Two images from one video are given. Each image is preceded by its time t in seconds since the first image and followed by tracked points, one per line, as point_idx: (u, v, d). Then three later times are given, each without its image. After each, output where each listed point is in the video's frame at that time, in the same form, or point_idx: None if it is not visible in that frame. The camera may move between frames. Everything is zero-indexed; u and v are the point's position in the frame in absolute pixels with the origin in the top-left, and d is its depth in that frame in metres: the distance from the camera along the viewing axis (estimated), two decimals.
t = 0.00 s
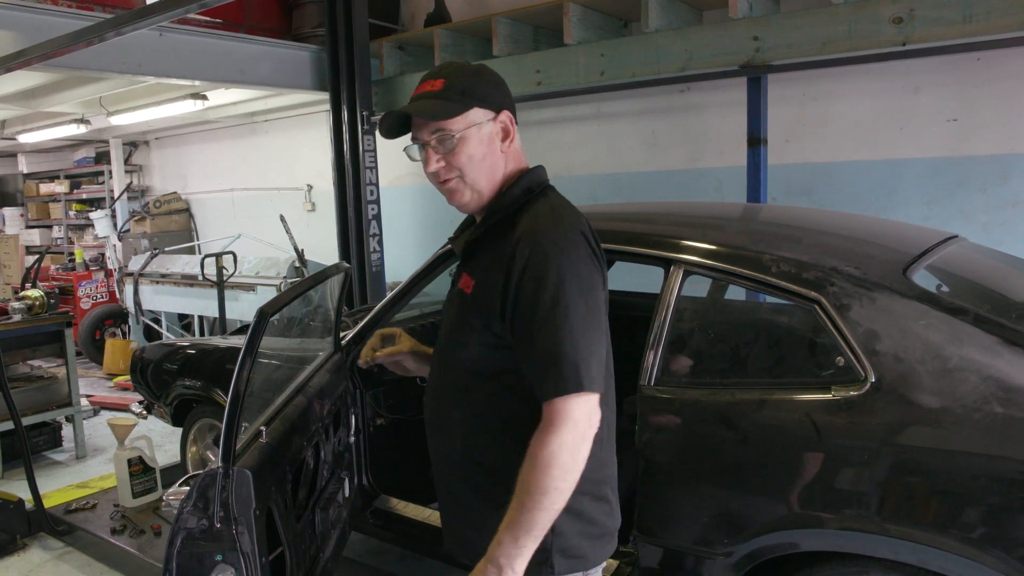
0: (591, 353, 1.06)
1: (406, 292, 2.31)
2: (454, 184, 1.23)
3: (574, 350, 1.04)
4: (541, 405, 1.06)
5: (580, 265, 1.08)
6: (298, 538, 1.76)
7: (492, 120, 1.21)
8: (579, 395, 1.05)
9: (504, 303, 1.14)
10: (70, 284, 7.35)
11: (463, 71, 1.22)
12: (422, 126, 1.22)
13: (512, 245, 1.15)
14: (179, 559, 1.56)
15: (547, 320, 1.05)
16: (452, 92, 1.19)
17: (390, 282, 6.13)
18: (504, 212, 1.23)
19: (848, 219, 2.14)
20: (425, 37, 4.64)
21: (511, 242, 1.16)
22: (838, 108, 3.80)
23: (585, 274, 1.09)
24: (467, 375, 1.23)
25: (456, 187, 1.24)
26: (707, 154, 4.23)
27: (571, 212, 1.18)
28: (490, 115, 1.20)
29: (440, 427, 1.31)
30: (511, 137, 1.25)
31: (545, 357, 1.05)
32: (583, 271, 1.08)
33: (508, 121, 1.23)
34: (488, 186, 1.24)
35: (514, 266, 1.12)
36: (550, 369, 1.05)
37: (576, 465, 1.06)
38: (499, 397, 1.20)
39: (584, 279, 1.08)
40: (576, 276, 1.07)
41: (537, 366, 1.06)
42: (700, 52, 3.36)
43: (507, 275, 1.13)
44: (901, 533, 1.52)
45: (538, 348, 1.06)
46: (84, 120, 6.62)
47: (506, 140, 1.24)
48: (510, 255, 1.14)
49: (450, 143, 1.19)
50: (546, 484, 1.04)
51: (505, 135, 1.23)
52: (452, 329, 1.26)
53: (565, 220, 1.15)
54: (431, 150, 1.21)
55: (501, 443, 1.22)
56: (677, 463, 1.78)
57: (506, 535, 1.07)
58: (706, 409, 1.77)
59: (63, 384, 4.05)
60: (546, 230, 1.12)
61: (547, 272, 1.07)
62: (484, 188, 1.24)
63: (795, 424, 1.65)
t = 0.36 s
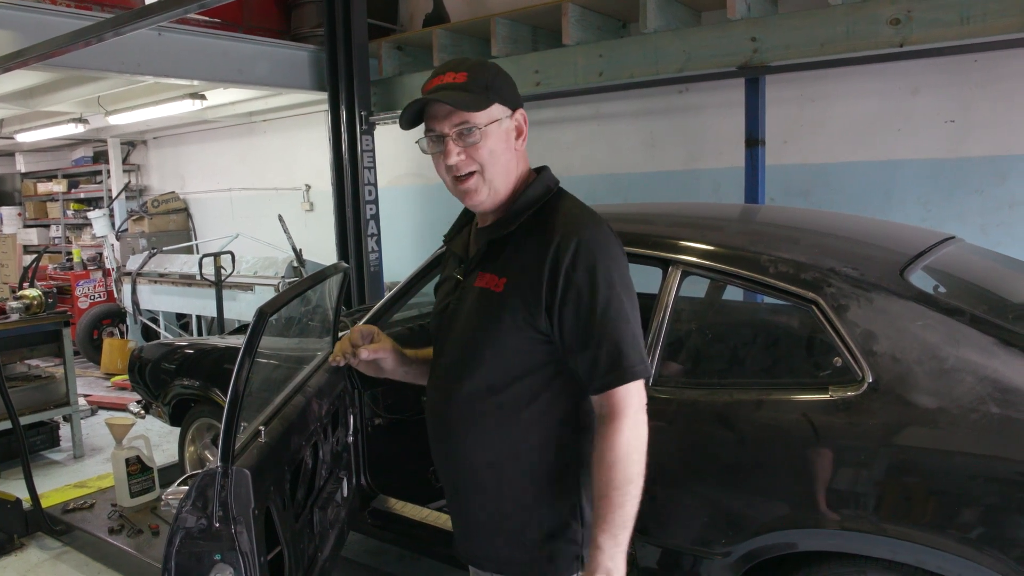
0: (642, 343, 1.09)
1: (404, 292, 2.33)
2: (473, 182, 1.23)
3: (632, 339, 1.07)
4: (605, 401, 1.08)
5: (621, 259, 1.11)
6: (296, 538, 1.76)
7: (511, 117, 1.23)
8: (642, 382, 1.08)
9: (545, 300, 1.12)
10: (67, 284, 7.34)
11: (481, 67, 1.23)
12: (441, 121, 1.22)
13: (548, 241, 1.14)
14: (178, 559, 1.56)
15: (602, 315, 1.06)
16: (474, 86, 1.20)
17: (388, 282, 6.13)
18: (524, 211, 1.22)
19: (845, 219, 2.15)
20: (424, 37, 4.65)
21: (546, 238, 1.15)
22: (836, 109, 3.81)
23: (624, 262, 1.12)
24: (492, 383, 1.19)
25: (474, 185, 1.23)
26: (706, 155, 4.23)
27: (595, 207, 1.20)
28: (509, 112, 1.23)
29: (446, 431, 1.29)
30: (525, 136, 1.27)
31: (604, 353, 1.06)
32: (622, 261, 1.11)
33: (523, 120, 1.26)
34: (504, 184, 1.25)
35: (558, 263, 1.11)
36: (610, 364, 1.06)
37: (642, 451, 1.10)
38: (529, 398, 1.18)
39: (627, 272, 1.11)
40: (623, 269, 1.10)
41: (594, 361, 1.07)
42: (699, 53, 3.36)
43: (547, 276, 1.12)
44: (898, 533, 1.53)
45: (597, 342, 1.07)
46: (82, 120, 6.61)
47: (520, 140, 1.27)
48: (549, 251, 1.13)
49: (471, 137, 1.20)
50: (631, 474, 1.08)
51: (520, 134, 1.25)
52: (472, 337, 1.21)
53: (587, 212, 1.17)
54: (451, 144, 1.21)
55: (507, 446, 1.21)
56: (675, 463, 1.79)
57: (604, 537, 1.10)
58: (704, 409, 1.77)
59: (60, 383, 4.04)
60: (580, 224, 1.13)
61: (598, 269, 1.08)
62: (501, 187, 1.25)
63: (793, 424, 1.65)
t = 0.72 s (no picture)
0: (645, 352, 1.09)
1: (403, 293, 2.32)
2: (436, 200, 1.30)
3: (637, 347, 1.07)
4: (611, 409, 1.08)
5: (624, 266, 1.10)
6: (295, 538, 1.77)
7: (451, 150, 1.19)
8: (648, 389, 1.08)
9: (547, 307, 1.12)
10: (66, 284, 7.34)
11: (438, 89, 1.19)
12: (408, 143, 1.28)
13: (549, 248, 1.13)
14: (177, 558, 1.57)
15: (605, 324, 1.06)
16: (416, 119, 1.20)
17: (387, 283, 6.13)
18: (508, 225, 1.23)
19: (843, 222, 2.15)
20: (423, 39, 4.66)
21: (547, 244, 1.15)
22: (834, 112, 3.82)
23: (628, 268, 1.12)
24: (494, 386, 1.20)
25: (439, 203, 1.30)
26: (704, 157, 4.24)
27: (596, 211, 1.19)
28: (448, 145, 1.18)
29: (447, 432, 1.29)
30: (477, 165, 1.20)
31: (608, 362, 1.06)
32: (626, 266, 1.11)
33: (470, 151, 1.18)
34: (461, 208, 1.26)
35: (559, 270, 1.10)
36: (615, 371, 1.06)
37: (647, 456, 1.11)
38: (532, 400, 1.18)
39: (630, 278, 1.10)
40: (625, 276, 1.10)
41: (600, 370, 1.07)
42: (697, 55, 3.38)
43: (548, 282, 1.11)
44: (895, 534, 1.54)
45: (601, 351, 1.06)
46: (81, 120, 6.60)
47: (474, 168, 1.20)
48: (550, 258, 1.12)
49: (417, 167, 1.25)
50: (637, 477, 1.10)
51: (467, 166, 1.20)
52: (473, 339, 1.21)
53: (589, 217, 1.17)
54: (413, 167, 1.28)
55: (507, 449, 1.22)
56: (672, 464, 1.79)
57: (612, 537, 1.12)
58: (702, 410, 1.78)
59: (58, 384, 4.04)
60: (581, 230, 1.13)
61: (600, 277, 1.07)
62: (460, 208, 1.27)
63: (790, 425, 1.66)
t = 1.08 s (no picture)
0: (555, 378, 1.08)
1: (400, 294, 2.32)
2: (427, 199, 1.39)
3: (543, 378, 1.07)
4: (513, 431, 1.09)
5: (544, 288, 1.10)
6: (292, 540, 1.77)
7: (417, 161, 1.26)
8: (551, 422, 1.07)
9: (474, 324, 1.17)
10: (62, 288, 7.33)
11: (407, 103, 1.25)
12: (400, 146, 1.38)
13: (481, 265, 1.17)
14: (175, 560, 1.57)
15: (513, 347, 1.08)
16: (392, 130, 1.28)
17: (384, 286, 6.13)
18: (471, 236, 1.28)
19: (836, 222, 2.17)
20: (419, 41, 4.67)
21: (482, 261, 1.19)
22: (829, 113, 3.84)
23: (557, 295, 1.10)
24: (451, 391, 1.28)
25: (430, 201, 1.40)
26: (700, 158, 4.26)
27: (544, 226, 1.18)
28: (414, 156, 1.25)
29: (433, 429, 1.36)
30: (442, 175, 1.25)
31: (509, 384, 1.08)
32: (555, 293, 1.10)
33: (430, 164, 1.24)
34: (442, 210, 1.35)
35: (482, 289, 1.14)
36: (514, 394, 1.08)
37: (554, 489, 1.10)
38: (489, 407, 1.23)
39: (551, 299, 1.10)
40: (539, 298, 1.09)
41: (504, 391, 1.09)
42: (691, 57, 3.39)
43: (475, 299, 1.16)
44: (890, 532, 1.55)
45: (505, 374, 1.09)
46: (77, 124, 6.59)
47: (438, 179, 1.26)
48: (479, 275, 1.17)
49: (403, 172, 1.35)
50: (527, 508, 1.09)
51: (433, 177, 1.26)
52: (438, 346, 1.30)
53: (537, 234, 1.16)
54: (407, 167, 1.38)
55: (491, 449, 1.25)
56: (667, 464, 1.80)
57: (514, 562, 1.12)
58: (697, 410, 1.79)
59: (55, 387, 4.04)
60: (515, 250, 1.13)
61: (511, 298, 1.09)
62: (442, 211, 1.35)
63: (785, 425, 1.67)
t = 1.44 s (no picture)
0: (496, 387, 1.13)
1: (395, 294, 2.31)
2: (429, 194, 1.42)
3: (482, 385, 1.12)
4: (448, 418, 1.17)
5: (500, 297, 1.14)
6: (289, 540, 1.78)
7: (417, 158, 1.29)
8: (483, 430, 1.13)
9: (443, 318, 1.24)
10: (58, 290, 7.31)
11: (409, 100, 1.28)
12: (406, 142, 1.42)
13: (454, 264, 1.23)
14: (170, 560, 1.57)
15: (462, 347, 1.14)
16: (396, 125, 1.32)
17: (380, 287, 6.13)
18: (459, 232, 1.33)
19: (830, 222, 2.18)
20: (414, 42, 4.67)
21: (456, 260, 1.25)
22: (824, 113, 3.85)
23: (511, 309, 1.14)
24: (432, 377, 1.36)
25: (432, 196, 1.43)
26: (695, 159, 4.27)
27: (520, 235, 1.21)
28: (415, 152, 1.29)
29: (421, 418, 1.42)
30: (439, 172, 1.28)
31: (455, 382, 1.15)
32: (508, 307, 1.14)
33: (429, 161, 1.27)
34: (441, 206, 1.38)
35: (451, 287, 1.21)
36: (458, 392, 1.14)
37: (462, 483, 1.18)
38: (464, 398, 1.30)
39: (507, 309, 1.14)
40: (492, 306, 1.14)
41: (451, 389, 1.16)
42: (687, 58, 3.40)
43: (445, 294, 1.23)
44: (884, 530, 1.56)
45: (454, 374, 1.15)
46: (72, 126, 6.58)
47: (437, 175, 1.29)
48: (451, 273, 1.23)
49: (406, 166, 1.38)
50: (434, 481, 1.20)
51: (431, 173, 1.29)
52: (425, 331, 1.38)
53: (505, 243, 1.19)
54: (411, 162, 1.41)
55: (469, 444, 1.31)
56: (663, 463, 1.81)
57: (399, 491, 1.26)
58: (692, 410, 1.79)
59: (51, 389, 4.03)
60: (480, 258, 1.18)
61: (469, 301, 1.15)
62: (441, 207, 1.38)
63: (780, 424, 1.68)
